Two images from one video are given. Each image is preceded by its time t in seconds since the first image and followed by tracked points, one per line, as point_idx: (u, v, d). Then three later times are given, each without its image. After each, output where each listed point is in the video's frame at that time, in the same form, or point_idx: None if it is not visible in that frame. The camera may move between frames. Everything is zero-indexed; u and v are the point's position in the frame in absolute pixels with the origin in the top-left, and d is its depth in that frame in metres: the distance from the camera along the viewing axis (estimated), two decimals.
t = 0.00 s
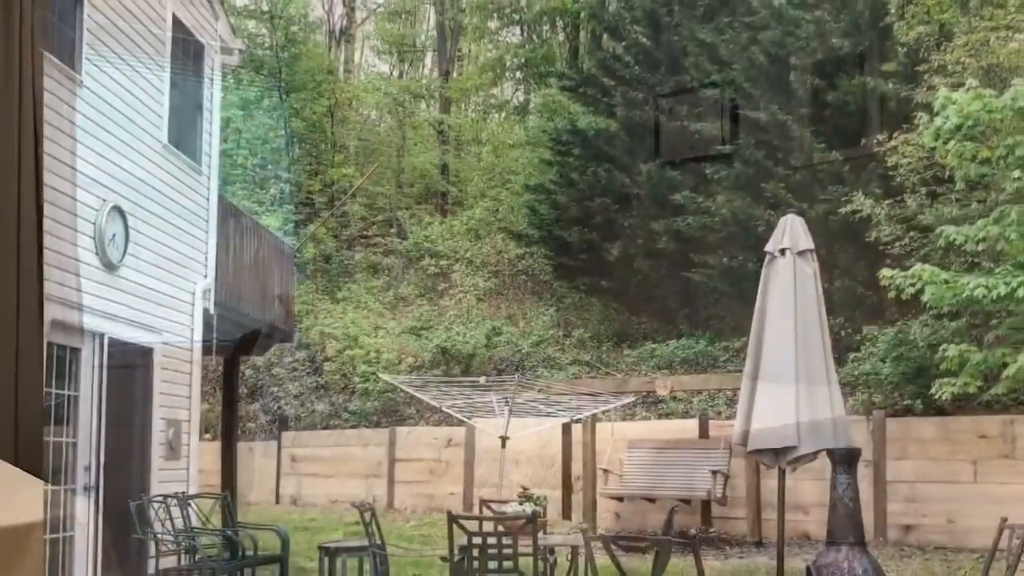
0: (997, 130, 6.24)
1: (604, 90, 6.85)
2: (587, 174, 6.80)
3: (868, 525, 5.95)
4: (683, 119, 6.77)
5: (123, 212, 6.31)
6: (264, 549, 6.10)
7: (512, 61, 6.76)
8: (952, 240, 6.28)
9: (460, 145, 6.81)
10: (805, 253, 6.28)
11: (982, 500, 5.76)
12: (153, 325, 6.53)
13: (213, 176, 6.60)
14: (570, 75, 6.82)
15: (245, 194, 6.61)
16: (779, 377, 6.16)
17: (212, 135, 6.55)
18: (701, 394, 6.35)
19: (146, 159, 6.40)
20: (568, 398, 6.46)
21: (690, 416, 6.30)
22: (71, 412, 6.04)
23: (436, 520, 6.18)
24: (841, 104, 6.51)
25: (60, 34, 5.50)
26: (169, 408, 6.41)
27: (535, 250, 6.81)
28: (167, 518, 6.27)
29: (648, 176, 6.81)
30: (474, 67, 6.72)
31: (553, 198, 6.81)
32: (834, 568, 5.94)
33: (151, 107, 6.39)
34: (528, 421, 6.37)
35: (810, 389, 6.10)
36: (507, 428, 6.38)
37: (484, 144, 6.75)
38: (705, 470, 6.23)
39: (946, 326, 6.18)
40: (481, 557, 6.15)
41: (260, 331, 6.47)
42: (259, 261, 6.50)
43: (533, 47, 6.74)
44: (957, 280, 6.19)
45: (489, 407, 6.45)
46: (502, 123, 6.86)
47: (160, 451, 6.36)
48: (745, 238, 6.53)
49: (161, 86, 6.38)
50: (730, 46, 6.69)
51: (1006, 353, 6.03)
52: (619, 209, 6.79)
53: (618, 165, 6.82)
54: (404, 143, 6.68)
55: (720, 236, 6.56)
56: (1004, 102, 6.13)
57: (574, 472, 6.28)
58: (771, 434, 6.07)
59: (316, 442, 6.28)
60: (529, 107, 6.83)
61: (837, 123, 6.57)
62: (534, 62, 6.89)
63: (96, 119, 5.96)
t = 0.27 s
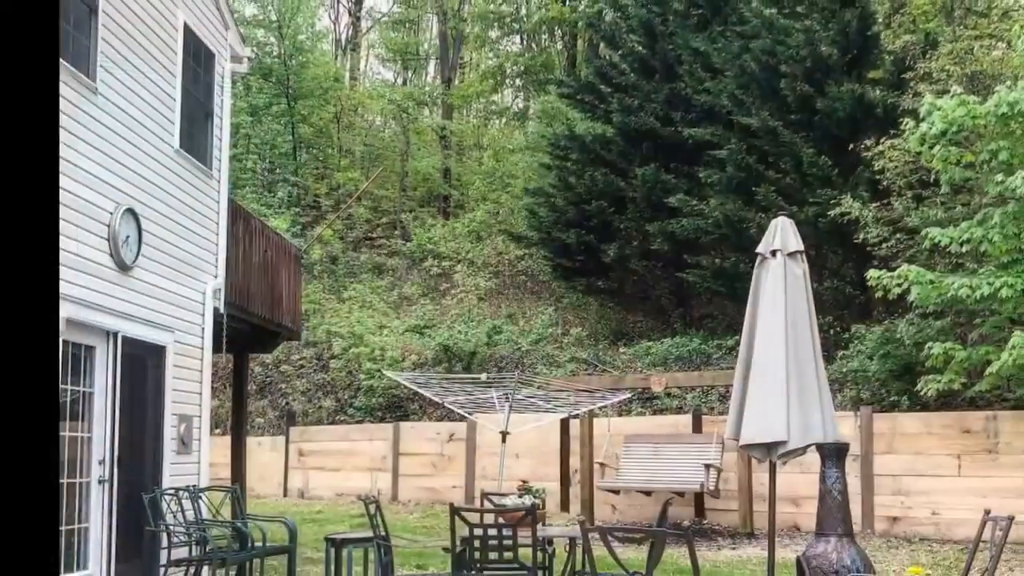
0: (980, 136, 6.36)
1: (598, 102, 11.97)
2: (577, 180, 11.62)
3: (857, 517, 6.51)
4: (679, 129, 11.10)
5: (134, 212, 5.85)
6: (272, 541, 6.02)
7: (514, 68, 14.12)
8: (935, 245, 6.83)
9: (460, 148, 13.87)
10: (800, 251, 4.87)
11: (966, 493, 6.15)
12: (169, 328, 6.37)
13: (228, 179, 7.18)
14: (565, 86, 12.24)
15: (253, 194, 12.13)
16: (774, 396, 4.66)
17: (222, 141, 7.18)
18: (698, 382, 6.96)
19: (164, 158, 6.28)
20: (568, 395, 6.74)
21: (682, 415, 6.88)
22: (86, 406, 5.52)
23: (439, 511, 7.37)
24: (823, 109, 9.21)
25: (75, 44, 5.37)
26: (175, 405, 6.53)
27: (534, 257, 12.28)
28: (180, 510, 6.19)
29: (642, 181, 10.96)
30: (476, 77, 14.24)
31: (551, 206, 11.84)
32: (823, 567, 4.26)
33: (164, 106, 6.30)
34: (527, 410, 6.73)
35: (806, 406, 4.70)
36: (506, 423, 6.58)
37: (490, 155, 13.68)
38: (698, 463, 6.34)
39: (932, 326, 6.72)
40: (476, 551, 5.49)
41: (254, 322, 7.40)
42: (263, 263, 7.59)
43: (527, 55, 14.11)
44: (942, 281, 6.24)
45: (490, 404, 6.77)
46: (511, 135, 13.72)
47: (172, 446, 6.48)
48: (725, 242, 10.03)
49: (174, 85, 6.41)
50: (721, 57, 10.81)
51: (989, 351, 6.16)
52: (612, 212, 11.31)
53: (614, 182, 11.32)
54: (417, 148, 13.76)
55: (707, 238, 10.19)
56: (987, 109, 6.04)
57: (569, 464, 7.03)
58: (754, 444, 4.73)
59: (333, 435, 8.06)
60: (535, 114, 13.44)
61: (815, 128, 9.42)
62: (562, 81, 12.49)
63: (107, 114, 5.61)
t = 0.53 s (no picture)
0: (964, 141, 6.58)
1: (595, 109, 12.56)
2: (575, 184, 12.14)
3: (844, 509, 6.75)
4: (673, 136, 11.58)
5: (147, 215, 6.06)
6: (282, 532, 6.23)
7: (514, 75, 14.46)
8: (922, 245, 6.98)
9: (461, 152, 14.39)
10: (790, 252, 5.03)
11: (950, 485, 6.38)
12: (181, 326, 6.59)
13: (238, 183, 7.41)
14: (564, 94, 12.82)
15: (263, 197, 13.33)
16: (764, 393, 4.79)
17: (231, 146, 7.41)
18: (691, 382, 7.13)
19: (176, 163, 6.49)
20: (566, 390, 6.96)
21: (676, 410, 7.09)
22: (100, 402, 5.72)
23: (440, 503, 7.70)
24: (813, 116, 9.74)
25: (91, 54, 5.57)
26: (187, 401, 6.75)
27: (534, 258, 12.73)
28: (191, 502, 6.41)
29: (638, 185, 11.41)
30: (477, 84, 14.59)
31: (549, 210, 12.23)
32: (812, 559, 4.24)
33: (176, 112, 6.52)
34: (527, 407, 6.99)
35: (796, 402, 4.82)
36: (507, 420, 6.82)
37: (493, 159, 14.06)
38: (692, 457, 6.53)
39: (918, 324, 7.03)
40: (478, 542, 5.65)
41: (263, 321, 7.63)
42: (272, 263, 7.87)
43: (526, 63, 14.39)
44: (927, 281, 6.51)
45: (490, 400, 6.98)
46: (511, 140, 14.08)
47: (184, 440, 6.70)
48: (718, 243, 10.63)
49: (186, 92, 6.64)
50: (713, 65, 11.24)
51: (972, 348, 6.49)
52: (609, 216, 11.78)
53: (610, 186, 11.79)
54: (416, 146, 14.41)
55: (701, 240, 10.74)
56: (969, 115, 6.26)
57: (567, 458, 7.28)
58: (745, 439, 4.84)
59: (335, 432, 8.31)
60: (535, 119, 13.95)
61: (804, 133, 10.02)
62: (560, 89, 13.01)
63: (122, 120, 5.82)
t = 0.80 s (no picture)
0: (948, 146, 6.84)
1: (592, 115, 13.73)
2: (573, 188, 13.48)
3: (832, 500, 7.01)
4: (668, 141, 12.90)
5: (161, 218, 6.30)
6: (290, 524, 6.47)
7: (513, 82, 14.50)
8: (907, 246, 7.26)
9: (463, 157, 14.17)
10: (780, 253, 5.23)
11: (935, 478, 6.61)
12: (192, 325, 6.82)
13: (248, 187, 7.67)
14: (564, 101, 14.07)
15: (270, 200, 13.77)
16: (755, 388, 4.96)
17: (242, 151, 7.66)
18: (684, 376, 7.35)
19: (189, 167, 6.73)
20: (563, 387, 7.14)
21: (670, 405, 7.35)
22: (115, 398, 5.95)
23: (443, 496, 7.97)
24: (803, 122, 11.17)
25: (107, 62, 5.79)
26: (200, 397, 7.00)
27: (534, 258, 13.24)
28: (203, 495, 6.65)
29: (634, 190, 12.76)
30: (478, 91, 14.46)
31: (548, 212, 13.40)
32: (801, 549, 4.26)
33: (189, 119, 6.76)
34: (527, 402, 7.11)
35: (786, 397, 4.98)
36: (506, 414, 7.03)
37: (493, 164, 14.16)
38: (686, 451, 6.83)
39: (903, 323, 7.35)
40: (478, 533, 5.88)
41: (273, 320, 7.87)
42: (281, 264, 8.14)
43: (526, 71, 14.56)
44: (913, 280, 6.86)
45: (490, 395, 7.24)
46: (511, 146, 14.21)
47: (197, 435, 6.93)
48: (710, 245, 11.87)
49: (199, 100, 6.89)
50: (707, 73, 13.00)
51: (955, 345, 6.78)
52: (605, 218, 13.04)
53: (605, 190, 13.10)
54: (422, 156, 14.20)
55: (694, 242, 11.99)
56: (952, 122, 6.52)
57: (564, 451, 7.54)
58: (736, 433, 5.01)
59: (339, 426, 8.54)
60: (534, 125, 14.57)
61: (793, 138, 11.43)
62: (560, 96, 14.24)
63: (135, 127, 6.05)
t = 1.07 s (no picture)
0: (932, 152, 7.09)
1: (589, 122, 14.16)
2: (570, 192, 13.76)
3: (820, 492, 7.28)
4: (662, 146, 13.21)
5: (173, 220, 6.55)
6: (299, 515, 6.72)
7: (513, 91, 15.17)
8: (892, 248, 7.55)
9: (465, 162, 14.92)
10: (770, 254, 5.48)
11: (921, 471, 6.85)
12: (204, 323, 7.08)
13: (257, 190, 7.92)
14: (562, 108, 14.50)
15: (280, 204, 14.22)
16: (746, 384, 5.21)
17: (252, 157, 7.93)
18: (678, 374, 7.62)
19: (200, 171, 6.98)
20: (562, 382, 7.34)
21: (665, 400, 7.60)
22: (130, 393, 6.19)
23: (446, 488, 8.25)
24: (792, 128, 11.45)
25: (122, 71, 6.03)
26: (211, 393, 7.25)
27: (534, 260, 13.60)
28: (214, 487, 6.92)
29: (630, 194, 13.09)
30: (479, 99, 15.32)
31: (547, 216, 13.72)
32: (791, 540, 4.45)
33: (200, 125, 7.01)
34: (525, 397, 7.30)
35: (776, 393, 5.22)
36: (506, 409, 7.22)
37: (493, 169, 14.73)
38: (679, 445, 7.05)
39: (888, 322, 7.67)
40: (479, 523, 6.17)
41: (282, 319, 8.12)
42: (290, 266, 8.39)
43: (526, 80, 15.20)
44: (897, 281, 7.13)
45: (491, 390, 7.48)
46: (512, 152, 14.74)
47: (209, 429, 7.20)
48: (702, 247, 12.09)
49: (210, 106, 7.15)
50: (699, 82, 13.25)
51: (938, 343, 7.05)
52: (602, 221, 13.26)
53: (602, 194, 13.36)
54: (424, 158, 14.94)
55: (686, 243, 12.24)
56: (935, 128, 6.78)
57: (563, 446, 7.83)
58: (728, 428, 5.24)
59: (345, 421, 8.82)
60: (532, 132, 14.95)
61: (782, 145, 11.72)
62: (557, 103, 14.67)
63: (149, 132, 6.28)
